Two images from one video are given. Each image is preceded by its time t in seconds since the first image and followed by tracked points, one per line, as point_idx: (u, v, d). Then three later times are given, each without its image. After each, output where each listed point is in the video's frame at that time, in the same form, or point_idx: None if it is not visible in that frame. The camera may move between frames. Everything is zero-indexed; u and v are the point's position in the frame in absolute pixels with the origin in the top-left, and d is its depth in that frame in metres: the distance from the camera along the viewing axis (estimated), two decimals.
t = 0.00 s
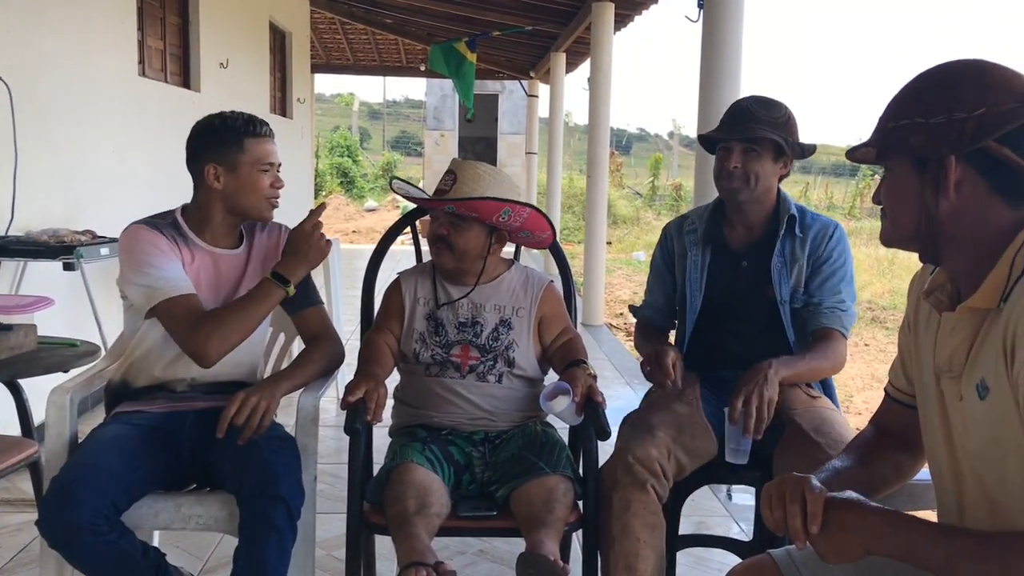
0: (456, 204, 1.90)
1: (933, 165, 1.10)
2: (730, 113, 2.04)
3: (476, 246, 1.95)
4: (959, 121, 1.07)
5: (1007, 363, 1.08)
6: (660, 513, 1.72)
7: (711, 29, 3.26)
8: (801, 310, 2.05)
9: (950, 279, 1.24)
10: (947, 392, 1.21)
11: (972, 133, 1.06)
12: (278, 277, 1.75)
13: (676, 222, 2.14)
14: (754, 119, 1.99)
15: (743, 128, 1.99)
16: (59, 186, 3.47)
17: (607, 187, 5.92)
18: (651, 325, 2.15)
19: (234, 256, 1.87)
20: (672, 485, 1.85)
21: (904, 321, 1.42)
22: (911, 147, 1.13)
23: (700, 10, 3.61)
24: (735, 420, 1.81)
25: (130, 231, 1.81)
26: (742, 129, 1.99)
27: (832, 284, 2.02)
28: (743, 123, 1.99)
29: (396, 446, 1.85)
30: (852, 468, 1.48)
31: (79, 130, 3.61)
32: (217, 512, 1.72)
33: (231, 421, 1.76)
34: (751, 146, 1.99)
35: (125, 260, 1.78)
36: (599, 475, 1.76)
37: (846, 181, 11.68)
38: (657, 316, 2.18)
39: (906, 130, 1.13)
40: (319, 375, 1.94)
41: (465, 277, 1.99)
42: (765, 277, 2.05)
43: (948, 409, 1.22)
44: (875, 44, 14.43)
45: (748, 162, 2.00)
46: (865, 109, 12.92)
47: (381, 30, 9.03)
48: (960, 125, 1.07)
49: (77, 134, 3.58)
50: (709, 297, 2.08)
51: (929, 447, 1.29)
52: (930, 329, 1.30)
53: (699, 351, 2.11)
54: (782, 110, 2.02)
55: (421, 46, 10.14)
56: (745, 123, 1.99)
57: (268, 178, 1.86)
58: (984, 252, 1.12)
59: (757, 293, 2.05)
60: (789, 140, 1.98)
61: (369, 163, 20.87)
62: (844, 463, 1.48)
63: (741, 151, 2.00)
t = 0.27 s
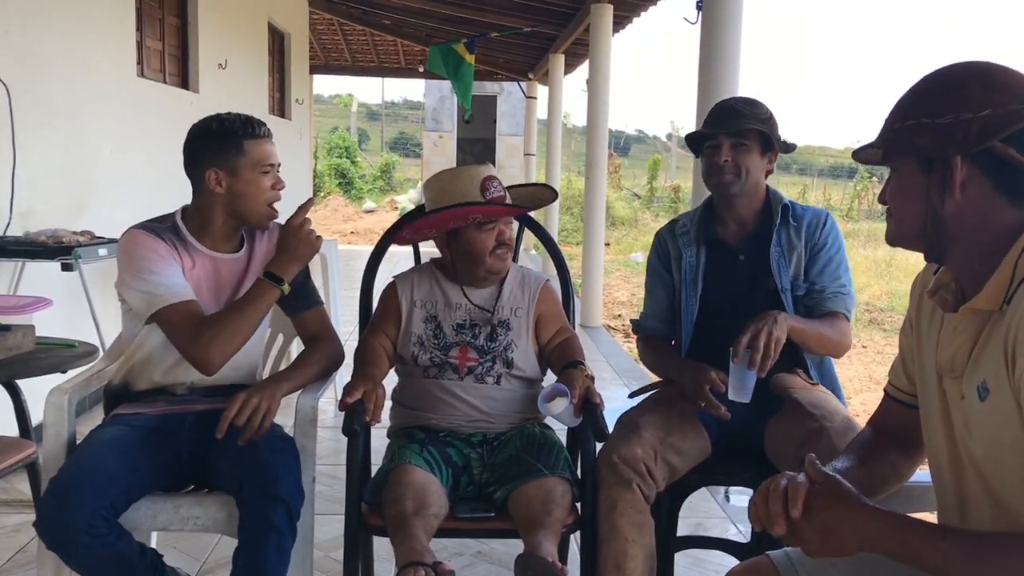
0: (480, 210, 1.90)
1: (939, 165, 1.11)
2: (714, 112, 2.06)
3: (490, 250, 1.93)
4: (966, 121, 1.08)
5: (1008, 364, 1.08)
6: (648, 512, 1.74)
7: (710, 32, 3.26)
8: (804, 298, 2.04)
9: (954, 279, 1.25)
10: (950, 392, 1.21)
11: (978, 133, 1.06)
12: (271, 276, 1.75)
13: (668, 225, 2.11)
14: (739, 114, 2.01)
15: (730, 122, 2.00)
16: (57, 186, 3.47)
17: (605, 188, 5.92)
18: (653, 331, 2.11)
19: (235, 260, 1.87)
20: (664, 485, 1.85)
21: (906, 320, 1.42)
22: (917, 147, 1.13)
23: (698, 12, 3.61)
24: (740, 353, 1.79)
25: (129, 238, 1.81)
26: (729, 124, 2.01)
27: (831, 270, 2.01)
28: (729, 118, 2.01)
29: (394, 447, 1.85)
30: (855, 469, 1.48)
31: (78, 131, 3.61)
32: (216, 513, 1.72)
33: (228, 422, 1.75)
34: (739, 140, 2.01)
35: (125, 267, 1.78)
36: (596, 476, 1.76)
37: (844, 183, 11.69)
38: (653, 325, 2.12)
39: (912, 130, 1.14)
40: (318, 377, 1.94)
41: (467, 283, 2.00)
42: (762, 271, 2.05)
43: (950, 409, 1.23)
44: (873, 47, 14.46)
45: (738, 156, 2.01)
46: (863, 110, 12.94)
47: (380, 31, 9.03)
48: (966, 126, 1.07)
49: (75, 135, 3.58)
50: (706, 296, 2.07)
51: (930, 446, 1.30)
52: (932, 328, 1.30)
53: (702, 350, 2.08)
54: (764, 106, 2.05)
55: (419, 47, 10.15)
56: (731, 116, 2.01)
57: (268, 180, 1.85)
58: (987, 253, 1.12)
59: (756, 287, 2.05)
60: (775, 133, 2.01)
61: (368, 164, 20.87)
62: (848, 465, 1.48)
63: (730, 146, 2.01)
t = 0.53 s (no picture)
0: (495, 204, 1.92)
1: (939, 167, 1.11)
2: (703, 114, 2.06)
3: (497, 247, 1.95)
4: (966, 124, 1.08)
5: (1007, 367, 1.09)
6: (645, 513, 1.74)
7: (708, 34, 3.27)
8: (796, 302, 2.04)
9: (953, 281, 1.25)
10: (949, 395, 1.22)
11: (978, 135, 1.06)
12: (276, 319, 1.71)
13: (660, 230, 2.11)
14: (729, 117, 2.01)
15: (720, 125, 2.01)
16: (55, 187, 3.46)
17: (603, 190, 5.93)
18: (646, 335, 2.12)
19: (233, 267, 1.88)
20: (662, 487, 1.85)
21: (905, 322, 1.42)
22: (917, 149, 1.13)
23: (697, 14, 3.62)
24: (725, 349, 1.80)
25: (126, 249, 1.80)
26: (719, 127, 2.01)
27: (824, 273, 2.01)
28: (719, 121, 2.01)
29: (392, 449, 1.86)
30: (868, 479, 1.48)
31: (76, 131, 3.61)
32: (214, 513, 1.72)
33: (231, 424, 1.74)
34: (729, 142, 2.01)
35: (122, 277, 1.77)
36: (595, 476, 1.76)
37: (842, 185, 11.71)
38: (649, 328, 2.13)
39: (912, 132, 1.14)
40: (316, 378, 1.93)
41: (461, 274, 2.01)
42: (754, 273, 2.05)
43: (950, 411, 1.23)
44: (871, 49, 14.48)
45: (729, 158, 2.02)
46: (861, 113, 12.96)
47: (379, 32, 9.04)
48: (966, 128, 1.08)
49: (73, 135, 3.58)
50: (701, 298, 2.08)
51: (930, 447, 1.30)
52: (933, 331, 1.31)
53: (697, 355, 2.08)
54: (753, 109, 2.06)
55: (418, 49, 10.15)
56: (721, 120, 2.01)
57: (271, 185, 1.85)
58: (986, 255, 1.13)
59: (748, 292, 2.05)
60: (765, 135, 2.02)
61: (366, 165, 20.87)
62: (865, 477, 1.48)
63: (721, 148, 2.02)
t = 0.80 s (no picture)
0: (495, 202, 1.93)
1: (927, 171, 1.11)
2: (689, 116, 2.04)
3: (496, 246, 1.95)
4: (954, 128, 1.08)
5: (992, 370, 1.09)
6: (643, 515, 1.73)
7: (707, 35, 3.27)
8: (786, 305, 2.01)
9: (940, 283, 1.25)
10: (937, 397, 1.22)
11: (966, 140, 1.07)
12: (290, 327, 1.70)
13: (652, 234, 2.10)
14: (716, 118, 1.99)
15: (706, 127, 1.98)
16: (53, 187, 3.46)
17: (602, 191, 5.93)
18: (640, 339, 2.13)
19: (230, 274, 1.85)
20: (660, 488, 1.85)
21: (895, 323, 1.42)
22: (905, 154, 1.13)
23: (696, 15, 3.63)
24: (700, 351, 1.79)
25: (119, 259, 1.75)
26: (707, 128, 1.98)
27: (814, 275, 1.98)
28: (705, 122, 1.99)
29: (390, 449, 1.86)
30: (874, 479, 1.49)
31: (74, 131, 3.61)
32: (211, 514, 1.72)
33: (223, 427, 1.74)
34: (717, 143, 1.98)
35: (116, 289, 1.72)
36: (592, 477, 1.76)
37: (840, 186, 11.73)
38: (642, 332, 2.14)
39: (901, 137, 1.14)
40: (314, 378, 1.93)
41: (456, 273, 2.01)
42: (744, 276, 2.03)
43: (938, 413, 1.23)
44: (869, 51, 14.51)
45: (718, 159, 1.98)
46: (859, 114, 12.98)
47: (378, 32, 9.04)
48: (955, 133, 1.08)
49: (71, 136, 3.58)
50: (693, 302, 2.07)
51: (921, 447, 1.30)
52: (920, 331, 1.31)
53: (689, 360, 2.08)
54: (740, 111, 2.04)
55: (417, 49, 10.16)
56: (707, 121, 1.98)
57: (270, 192, 1.81)
58: (972, 258, 1.13)
59: (738, 296, 2.04)
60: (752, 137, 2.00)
61: (365, 166, 20.87)
62: (870, 477, 1.48)
63: (710, 149, 1.98)
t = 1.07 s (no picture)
0: (495, 202, 1.94)
1: (924, 174, 1.11)
2: (670, 118, 2.02)
3: (496, 247, 1.96)
4: (951, 130, 1.08)
5: (989, 372, 1.09)
6: (642, 516, 1.73)
7: (706, 36, 3.27)
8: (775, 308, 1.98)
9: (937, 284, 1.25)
10: (935, 398, 1.22)
11: (963, 142, 1.07)
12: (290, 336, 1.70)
13: (637, 238, 2.11)
14: (697, 120, 1.96)
15: (685, 129, 1.96)
16: (52, 187, 3.46)
17: (601, 192, 5.93)
18: (635, 344, 2.13)
19: (233, 284, 1.85)
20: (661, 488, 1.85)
21: (894, 323, 1.43)
22: (902, 156, 1.14)
23: (694, 15, 3.63)
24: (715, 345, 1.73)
25: (121, 272, 1.74)
26: (687, 130, 1.97)
27: (801, 277, 1.95)
28: (683, 125, 1.97)
29: (389, 450, 1.86)
30: (880, 479, 1.49)
31: (73, 131, 3.60)
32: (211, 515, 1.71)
33: (229, 431, 1.75)
34: (699, 145, 1.96)
35: (120, 303, 1.71)
36: (592, 477, 1.76)
37: (839, 187, 11.75)
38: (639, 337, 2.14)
39: (897, 139, 1.14)
40: (314, 379, 1.93)
41: (458, 277, 2.01)
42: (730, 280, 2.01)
43: (936, 413, 1.23)
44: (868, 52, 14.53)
45: (700, 161, 1.97)
46: (858, 115, 13.00)
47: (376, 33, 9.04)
48: (951, 135, 1.08)
49: (71, 136, 3.57)
50: (684, 306, 2.06)
51: (920, 447, 1.30)
52: (919, 332, 1.31)
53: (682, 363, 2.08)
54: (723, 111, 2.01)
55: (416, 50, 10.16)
56: (687, 123, 1.96)
57: (275, 206, 1.80)
58: (970, 259, 1.13)
59: (726, 299, 2.02)
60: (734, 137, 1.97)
61: (363, 167, 20.87)
62: (875, 477, 1.48)
63: (691, 152, 1.97)
